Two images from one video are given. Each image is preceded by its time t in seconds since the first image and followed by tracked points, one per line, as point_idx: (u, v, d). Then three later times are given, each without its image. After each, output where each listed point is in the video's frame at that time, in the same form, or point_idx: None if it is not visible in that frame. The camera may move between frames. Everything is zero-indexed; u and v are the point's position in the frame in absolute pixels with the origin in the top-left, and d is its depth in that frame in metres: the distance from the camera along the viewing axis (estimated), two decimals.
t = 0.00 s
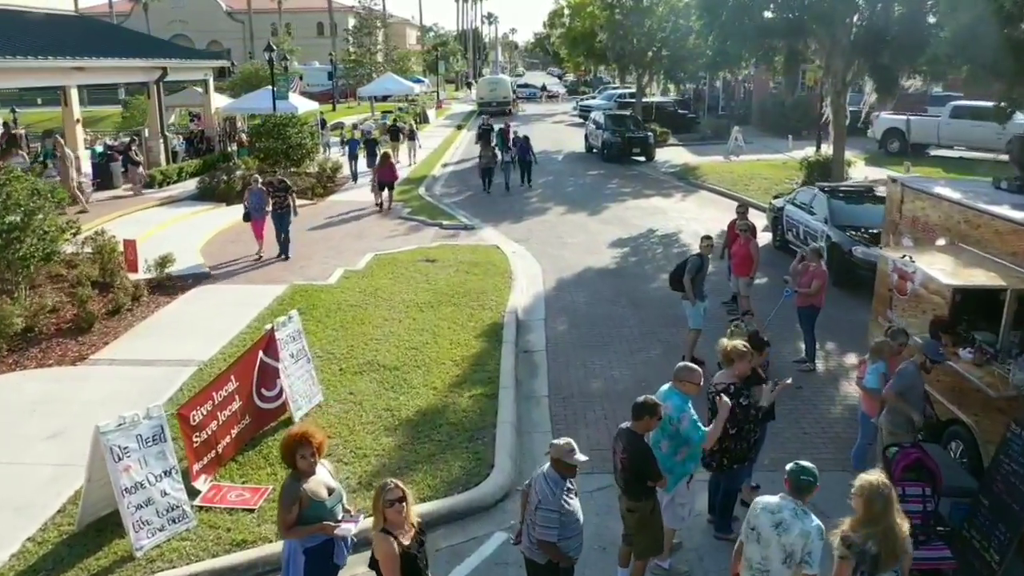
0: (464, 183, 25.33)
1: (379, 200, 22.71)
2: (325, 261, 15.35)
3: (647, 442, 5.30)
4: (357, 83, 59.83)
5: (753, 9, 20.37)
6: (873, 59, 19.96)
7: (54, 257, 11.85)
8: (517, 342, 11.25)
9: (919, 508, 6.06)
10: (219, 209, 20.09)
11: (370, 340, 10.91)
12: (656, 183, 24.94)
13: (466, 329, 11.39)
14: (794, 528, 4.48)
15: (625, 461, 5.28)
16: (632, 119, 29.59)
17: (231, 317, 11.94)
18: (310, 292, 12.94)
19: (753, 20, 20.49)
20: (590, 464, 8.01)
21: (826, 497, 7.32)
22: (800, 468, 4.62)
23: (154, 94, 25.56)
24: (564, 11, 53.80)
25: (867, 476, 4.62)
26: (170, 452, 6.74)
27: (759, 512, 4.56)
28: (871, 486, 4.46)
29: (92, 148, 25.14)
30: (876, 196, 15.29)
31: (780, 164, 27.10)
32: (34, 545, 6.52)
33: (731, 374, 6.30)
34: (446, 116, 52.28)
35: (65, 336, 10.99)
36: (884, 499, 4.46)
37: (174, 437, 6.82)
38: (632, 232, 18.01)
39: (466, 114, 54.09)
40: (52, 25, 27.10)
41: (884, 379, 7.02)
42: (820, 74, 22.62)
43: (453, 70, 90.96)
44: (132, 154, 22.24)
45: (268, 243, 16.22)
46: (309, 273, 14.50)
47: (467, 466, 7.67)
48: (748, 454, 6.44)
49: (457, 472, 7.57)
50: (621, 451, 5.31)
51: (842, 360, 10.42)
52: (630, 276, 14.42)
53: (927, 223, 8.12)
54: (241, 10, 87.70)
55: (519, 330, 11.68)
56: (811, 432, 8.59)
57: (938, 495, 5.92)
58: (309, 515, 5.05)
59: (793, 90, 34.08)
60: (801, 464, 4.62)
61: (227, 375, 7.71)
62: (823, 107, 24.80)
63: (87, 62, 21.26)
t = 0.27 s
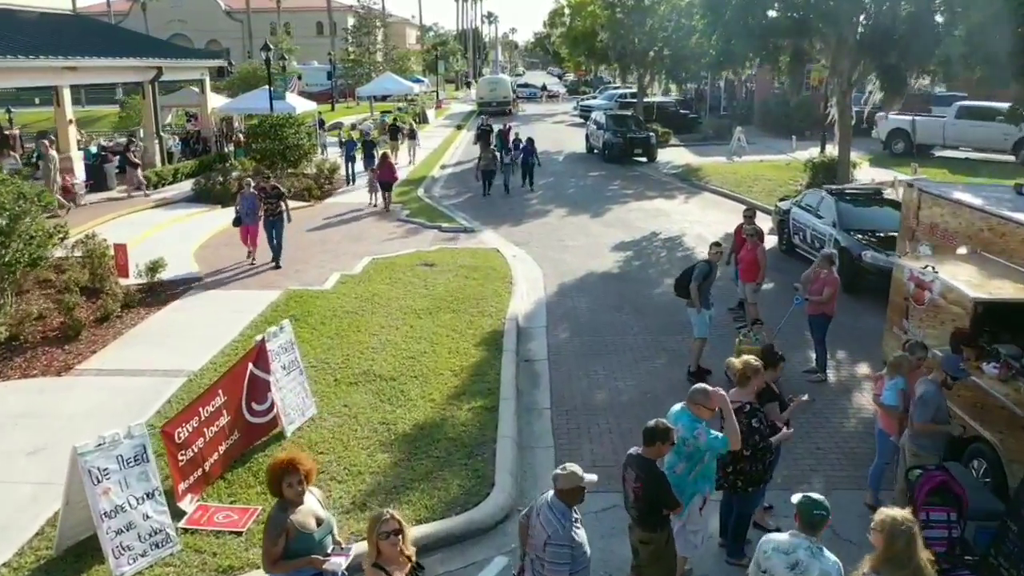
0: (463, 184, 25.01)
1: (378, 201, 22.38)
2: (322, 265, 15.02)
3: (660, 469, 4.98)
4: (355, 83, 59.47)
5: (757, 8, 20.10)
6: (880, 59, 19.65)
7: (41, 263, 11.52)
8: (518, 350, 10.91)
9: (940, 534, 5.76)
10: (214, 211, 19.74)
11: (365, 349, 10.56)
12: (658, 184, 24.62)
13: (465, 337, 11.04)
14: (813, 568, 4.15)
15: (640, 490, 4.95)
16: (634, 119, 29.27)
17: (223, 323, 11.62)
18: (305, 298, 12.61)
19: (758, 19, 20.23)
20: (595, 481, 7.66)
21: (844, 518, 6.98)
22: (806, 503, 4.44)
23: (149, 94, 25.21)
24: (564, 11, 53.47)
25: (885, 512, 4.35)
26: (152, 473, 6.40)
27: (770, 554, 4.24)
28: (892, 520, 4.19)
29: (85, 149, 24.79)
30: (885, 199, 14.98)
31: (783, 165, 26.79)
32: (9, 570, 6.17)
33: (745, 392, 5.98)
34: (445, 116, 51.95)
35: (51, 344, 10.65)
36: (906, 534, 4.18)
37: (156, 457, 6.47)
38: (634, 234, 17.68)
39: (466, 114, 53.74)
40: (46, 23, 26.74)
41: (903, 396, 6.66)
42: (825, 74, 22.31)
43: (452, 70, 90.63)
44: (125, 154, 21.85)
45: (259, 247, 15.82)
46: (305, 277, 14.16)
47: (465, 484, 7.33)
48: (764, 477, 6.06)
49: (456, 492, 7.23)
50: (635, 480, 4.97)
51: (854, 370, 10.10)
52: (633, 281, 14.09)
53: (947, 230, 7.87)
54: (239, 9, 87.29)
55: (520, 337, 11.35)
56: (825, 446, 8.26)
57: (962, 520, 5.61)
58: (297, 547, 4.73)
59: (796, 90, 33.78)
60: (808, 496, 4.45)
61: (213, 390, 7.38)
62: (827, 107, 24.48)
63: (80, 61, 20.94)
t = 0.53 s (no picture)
0: (463, 186, 24.69)
1: (376, 203, 22.06)
2: (319, 269, 14.71)
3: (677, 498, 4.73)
4: (355, 82, 59.12)
5: (762, 7, 19.79)
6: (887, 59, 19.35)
7: (29, 268, 11.23)
8: (519, 359, 10.59)
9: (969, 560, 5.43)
10: (209, 213, 19.43)
11: (362, 357, 10.26)
12: (661, 186, 24.31)
13: (465, 345, 10.72)
14: None
15: (654, 520, 4.68)
16: (636, 119, 28.94)
17: (214, 331, 11.31)
18: (302, 304, 12.30)
19: (762, 19, 19.93)
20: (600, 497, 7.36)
21: (862, 540, 6.65)
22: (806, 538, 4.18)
23: (145, 94, 24.89)
24: (565, 10, 53.15)
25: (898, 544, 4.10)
26: (137, 494, 6.09)
27: None
28: (907, 559, 3.95)
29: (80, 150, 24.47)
30: (893, 201, 14.65)
31: (787, 166, 26.49)
32: None
33: (758, 410, 5.67)
34: (445, 116, 51.61)
35: (37, 353, 10.35)
36: (922, 574, 3.96)
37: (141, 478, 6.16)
38: (637, 237, 17.38)
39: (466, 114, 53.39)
40: (40, 22, 26.42)
41: (920, 412, 6.37)
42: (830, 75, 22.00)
43: (452, 70, 90.29)
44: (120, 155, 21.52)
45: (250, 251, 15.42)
46: (301, 282, 13.86)
47: (465, 504, 7.01)
48: (778, 499, 5.70)
49: (454, 511, 6.91)
50: (649, 509, 4.70)
51: (865, 380, 9.80)
52: (637, 286, 13.78)
53: (967, 237, 7.57)
54: (238, 8, 86.90)
55: (521, 345, 11.04)
56: (839, 461, 7.96)
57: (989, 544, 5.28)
58: None
59: (799, 90, 33.46)
60: (806, 532, 4.20)
61: (202, 405, 7.06)
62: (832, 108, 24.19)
63: (74, 61, 20.63)
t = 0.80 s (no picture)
0: (463, 187, 24.41)
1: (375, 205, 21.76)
2: (316, 272, 14.42)
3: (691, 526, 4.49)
4: (354, 82, 58.86)
5: (767, 6, 19.50)
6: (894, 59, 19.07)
7: (18, 273, 10.94)
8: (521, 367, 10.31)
9: None
10: (205, 215, 19.13)
11: (360, 365, 9.97)
12: (663, 187, 24.03)
13: (465, 353, 10.44)
14: None
15: (668, 550, 4.45)
16: (638, 120, 28.65)
17: (207, 337, 11.02)
18: (298, 310, 12.01)
19: (767, 18, 19.66)
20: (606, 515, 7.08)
21: (879, 562, 6.37)
22: None
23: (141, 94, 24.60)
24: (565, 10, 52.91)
25: None
26: (121, 515, 5.82)
27: None
28: None
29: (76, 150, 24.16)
30: (901, 204, 14.36)
31: (790, 167, 26.22)
32: None
33: (772, 429, 5.39)
34: (445, 116, 51.34)
35: (24, 360, 10.06)
36: None
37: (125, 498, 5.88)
38: (639, 240, 17.09)
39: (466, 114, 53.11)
40: (37, 21, 26.13)
41: (937, 429, 6.09)
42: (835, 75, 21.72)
43: (452, 70, 90.05)
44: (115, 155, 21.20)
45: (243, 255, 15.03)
46: (297, 286, 13.56)
47: (464, 522, 6.72)
48: (795, 521, 5.41)
49: (454, 530, 6.62)
50: (663, 538, 4.49)
51: (877, 390, 9.51)
52: (640, 291, 13.49)
53: (987, 244, 7.30)
54: (237, 7, 86.61)
55: (523, 352, 10.75)
56: (852, 476, 7.67)
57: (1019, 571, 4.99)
58: None
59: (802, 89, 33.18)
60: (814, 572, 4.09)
61: (191, 420, 6.77)
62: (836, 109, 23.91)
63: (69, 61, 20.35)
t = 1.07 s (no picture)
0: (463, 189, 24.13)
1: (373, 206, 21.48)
2: (313, 276, 14.15)
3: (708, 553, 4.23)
4: (354, 82, 58.60)
5: (772, 6, 19.24)
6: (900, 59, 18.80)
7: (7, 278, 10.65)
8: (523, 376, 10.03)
9: None
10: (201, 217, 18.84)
11: (357, 373, 9.70)
12: (665, 188, 23.76)
13: (466, 360, 10.17)
14: None
15: None
16: (639, 120, 28.36)
17: (201, 344, 10.73)
18: (294, 316, 11.74)
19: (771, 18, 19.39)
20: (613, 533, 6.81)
21: None
22: None
23: (137, 95, 24.30)
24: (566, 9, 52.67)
25: None
26: (107, 536, 5.57)
27: None
28: None
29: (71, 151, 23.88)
30: (909, 206, 14.08)
31: (793, 168, 25.94)
32: None
33: (789, 448, 5.14)
34: (445, 116, 51.06)
35: (13, 369, 9.77)
36: None
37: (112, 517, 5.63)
38: (642, 243, 16.81)
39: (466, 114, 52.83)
40: (31, 20, 25.83)
41: (955, 445, 5.84)
42: (840, 75, 21.47)
43: (452, 70, 89.82)
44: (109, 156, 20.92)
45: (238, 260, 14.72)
46: (294, 290, 13.28)
47: (465, 541, 6.45)
48: (815, 544, 5.15)
49: (455, 549, 6.35)
50: (678, 566, 4.20)
51: (889, 400, 9.24)
52: (644, 295, 13.22)
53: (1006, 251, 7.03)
54: (237, 7, 86.33)
55: (525, 360, 10.47)
56: (866, 491, 7.40)
57: None
58: None
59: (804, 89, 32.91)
60: None
61: (181, 433, 6.50)
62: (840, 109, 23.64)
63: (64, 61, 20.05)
